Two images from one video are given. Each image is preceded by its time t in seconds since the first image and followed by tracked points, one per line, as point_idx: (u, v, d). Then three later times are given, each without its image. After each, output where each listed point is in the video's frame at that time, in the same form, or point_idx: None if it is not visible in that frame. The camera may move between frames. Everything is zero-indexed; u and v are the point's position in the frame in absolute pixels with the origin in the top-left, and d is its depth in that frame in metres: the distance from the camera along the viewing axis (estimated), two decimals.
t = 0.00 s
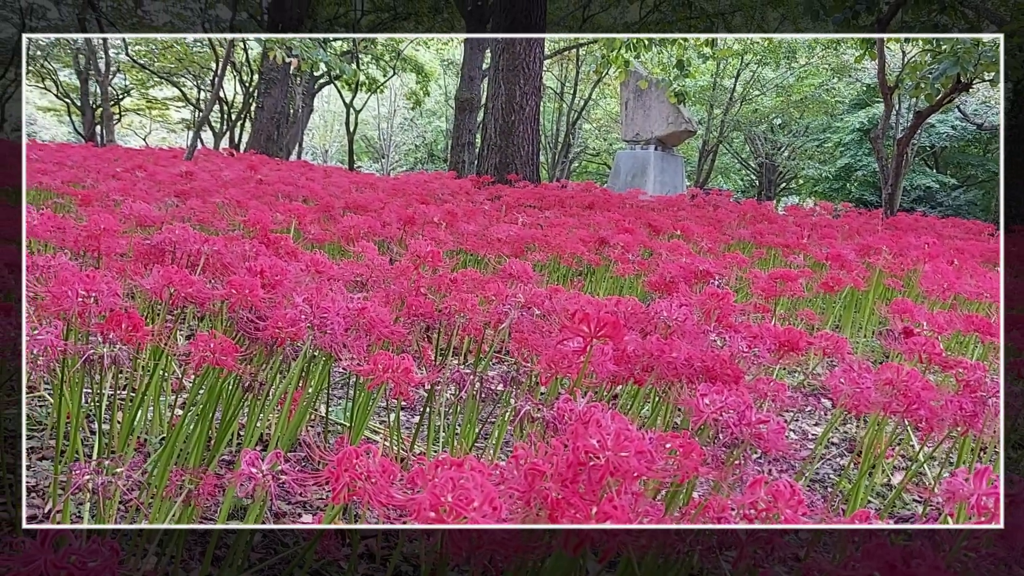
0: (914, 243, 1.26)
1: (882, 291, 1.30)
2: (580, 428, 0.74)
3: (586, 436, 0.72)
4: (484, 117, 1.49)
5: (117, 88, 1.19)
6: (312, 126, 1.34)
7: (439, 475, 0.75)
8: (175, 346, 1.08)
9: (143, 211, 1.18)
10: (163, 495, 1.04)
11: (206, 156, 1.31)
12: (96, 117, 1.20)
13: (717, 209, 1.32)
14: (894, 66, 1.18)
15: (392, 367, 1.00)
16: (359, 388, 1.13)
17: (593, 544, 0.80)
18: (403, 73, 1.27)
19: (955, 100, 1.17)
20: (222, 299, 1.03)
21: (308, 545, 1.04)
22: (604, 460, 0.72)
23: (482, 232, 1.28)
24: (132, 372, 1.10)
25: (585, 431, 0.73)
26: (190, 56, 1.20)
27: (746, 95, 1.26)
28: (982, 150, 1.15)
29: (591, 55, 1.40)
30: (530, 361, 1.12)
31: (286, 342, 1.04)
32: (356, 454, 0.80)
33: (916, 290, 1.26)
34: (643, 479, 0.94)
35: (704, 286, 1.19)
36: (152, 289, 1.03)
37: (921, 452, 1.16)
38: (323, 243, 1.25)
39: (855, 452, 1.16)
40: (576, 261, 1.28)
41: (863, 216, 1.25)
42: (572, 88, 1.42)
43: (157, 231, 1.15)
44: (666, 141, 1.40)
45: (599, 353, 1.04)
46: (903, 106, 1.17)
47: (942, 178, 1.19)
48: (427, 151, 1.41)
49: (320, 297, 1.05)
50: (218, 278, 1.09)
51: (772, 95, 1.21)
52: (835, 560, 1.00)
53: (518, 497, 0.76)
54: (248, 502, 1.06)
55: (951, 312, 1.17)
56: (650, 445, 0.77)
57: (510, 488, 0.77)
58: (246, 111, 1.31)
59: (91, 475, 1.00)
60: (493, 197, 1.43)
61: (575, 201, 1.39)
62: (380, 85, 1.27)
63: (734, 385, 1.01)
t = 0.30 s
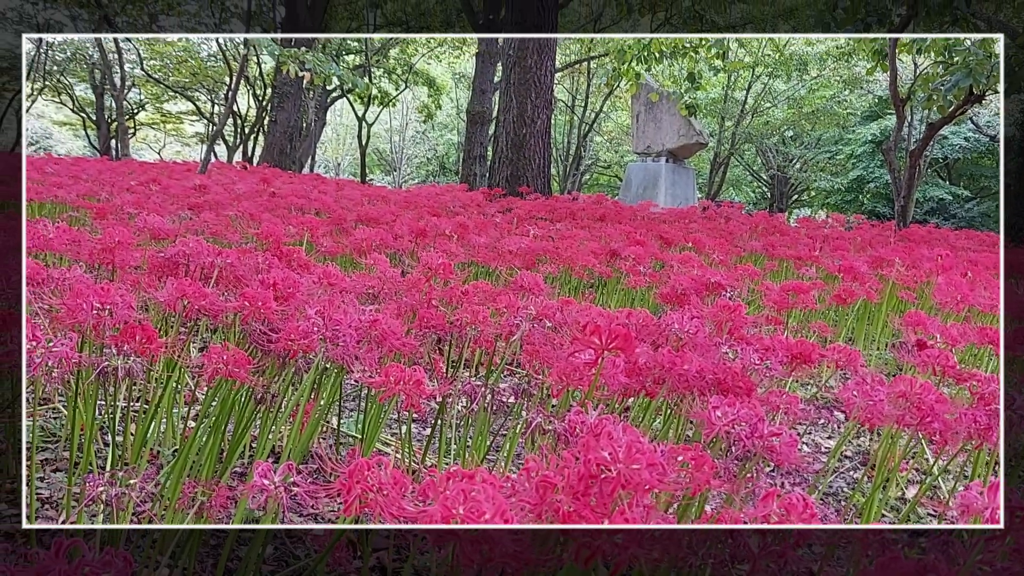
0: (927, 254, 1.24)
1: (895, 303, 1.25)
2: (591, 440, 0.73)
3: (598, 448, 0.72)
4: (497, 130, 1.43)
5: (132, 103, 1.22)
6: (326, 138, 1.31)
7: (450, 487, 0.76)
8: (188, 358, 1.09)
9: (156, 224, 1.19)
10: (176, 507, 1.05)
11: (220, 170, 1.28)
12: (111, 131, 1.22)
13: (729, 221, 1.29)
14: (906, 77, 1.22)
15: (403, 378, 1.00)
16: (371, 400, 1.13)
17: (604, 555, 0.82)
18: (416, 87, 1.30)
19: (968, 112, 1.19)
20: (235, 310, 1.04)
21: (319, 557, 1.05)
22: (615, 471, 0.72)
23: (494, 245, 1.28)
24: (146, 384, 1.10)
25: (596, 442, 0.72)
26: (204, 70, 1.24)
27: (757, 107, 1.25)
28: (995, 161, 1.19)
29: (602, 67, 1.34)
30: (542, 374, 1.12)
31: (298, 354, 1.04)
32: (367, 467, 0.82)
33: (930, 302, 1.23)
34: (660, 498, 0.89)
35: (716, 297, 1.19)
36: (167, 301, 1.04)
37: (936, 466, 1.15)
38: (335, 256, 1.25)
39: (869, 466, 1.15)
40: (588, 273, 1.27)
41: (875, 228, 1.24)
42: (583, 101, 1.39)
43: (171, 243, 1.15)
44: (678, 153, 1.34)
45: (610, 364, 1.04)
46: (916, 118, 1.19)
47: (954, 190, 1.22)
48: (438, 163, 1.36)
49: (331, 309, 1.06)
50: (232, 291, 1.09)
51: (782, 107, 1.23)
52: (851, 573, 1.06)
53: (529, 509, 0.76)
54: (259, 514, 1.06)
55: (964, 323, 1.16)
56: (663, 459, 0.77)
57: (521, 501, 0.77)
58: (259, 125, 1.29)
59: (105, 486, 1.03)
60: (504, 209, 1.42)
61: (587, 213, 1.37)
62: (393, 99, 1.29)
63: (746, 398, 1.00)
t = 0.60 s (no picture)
0: (953, 285, 1.23)
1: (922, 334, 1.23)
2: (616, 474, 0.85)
3: (621, 482, 0.83)
4: (518, 164, 1.34)
5: (161, 141, 1.24)
6: (349, 174, 1.31)
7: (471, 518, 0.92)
8: (213, 392, 1.09)
9: (183, 260, 1.23)
10: (201, 542, 1.07)
11: (245, 208, 1.28)
12: (140, 169, 1.24)
13: (753, 253, 1.26)
14: (929, 107, 1.23)
15: (426, 412, 1.03)
16: (394, 434, 1.11)
17: None
18: (439, 122, 1.31)
19: (990, 143, 1.23)
20: (260, 345, 1.04)
21: None
22: (637, 501, 0.82)
23: (516, 277, 1.30)
24: (171, 418, 1.09)
25: (620, 476, 0.83)
26: (230, 108, 1.27)
27: (779, 139, 1.28)
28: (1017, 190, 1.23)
29: (623, 100, 1.32)
30: (564, 407, 1.11)
31: (322, 388, 1.05)
32: (390, 500, 0.95)
33: (958, 333, 1.22)
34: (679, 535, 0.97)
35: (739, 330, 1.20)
36: (193, 335, 1.07)
37: (966, 499, 1.15)
38: (359, 289, 1.27)
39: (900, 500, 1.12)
40: (611, 306, 1.26)
41: (902, 258, 1.23)
42: (605, 134, 1.35)
43: (197, 279, 1.19)
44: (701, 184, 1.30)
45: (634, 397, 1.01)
46: (940, 147, 1.23)
47: (980, 220, 1.23)
48: (461, 198, 1.33)
49: (355, 343, 1.07)
50: (257, 324, 1.10)
51: (805, 138, 1.26)
52: None
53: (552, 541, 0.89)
54: (282, 548, 1.08)
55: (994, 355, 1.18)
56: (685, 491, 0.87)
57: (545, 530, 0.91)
58: (284, 160, 1.29)
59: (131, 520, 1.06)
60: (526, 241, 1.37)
61: (609, 245, 1.34)
62: (417, 134, 1.30)
63: (771, 431, 1.00)
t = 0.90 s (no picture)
0: (962, 294, 1.22)
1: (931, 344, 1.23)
2: (624, 484, 0.87)
3: (629, 492, 0.84)
4: (525, 175, 1.49)
5: (170, 153, 1.29)
6: (357, 185, 1.37)
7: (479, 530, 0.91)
8: (221, 403, 1.08)
9: (191, 271, 1.21)
10: (207, 552, 1.06)
11: (253, 218, 1.36)
12: (148, 181, 1.27)
13: (760, 262, 1.32)
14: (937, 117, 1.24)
15: (433, 422, 1.00)
16: (400, 444, 1.12)
17: None
18: (446, 133, 1.37)
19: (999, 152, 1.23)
20: (267, 356, 1.04)
21: None
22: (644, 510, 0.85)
23: (523, 288, 1.30)
24: (179, 429, 1.10)
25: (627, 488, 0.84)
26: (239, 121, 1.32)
27: (787, 149, 1.32)
28: None
29: (630, 113, 1.50)
30: (572, 417, 1.10)
31: (329, 399, 1.03)
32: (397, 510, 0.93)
33: (966, 343, 1.18)
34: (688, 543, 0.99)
35: (747, 339, 1.18)
36: (201, 346, 1.05)
37: (977, 511, 1.15)
38: (365, 300, 1.26)
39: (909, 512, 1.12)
40: (618, 316, 1.27)
41: (909, 268, 1.25)
42: (612, 145, 1.50)
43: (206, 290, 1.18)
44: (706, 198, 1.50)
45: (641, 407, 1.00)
46: (947, 158, 1.22)
47: (987, 230, 1.25)
48: (468, 209, 1.40)
49: (362, 353, 1.05)
50: (265, 335, 1.09)
51: (811, 149, 1.28)
52: None
53: (560, 554, 0.86)
54: (289, 560, 1.06)
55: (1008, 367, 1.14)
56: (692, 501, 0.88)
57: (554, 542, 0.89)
58: (292, 171, 1.40)
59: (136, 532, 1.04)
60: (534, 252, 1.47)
61: (616, 256, 1.42)
62: (423, 145, 1.34)
63: (779, 441, 0.98)
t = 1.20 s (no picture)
0: (968, 297, 1.24)
1: (936, 347, 1.22)
2: (628, 488, 0.85)
3: (633, 496, 0.83)
4: (529, 179, 1.48)
5: (175, 159, 1.28)
6: (361, 190, 1.41)
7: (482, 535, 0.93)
8: (225, 407, 1.07)
9: (198, 276, 1.22)
10: (214, 556, 1.08)
11: (258, 223, 1.33)
12: (153, 187, 1.27)
13: (765, 265, 1.30)
14: (942, 120, 1.25)
15: (438, 426, 1.00)
16: (405, 448, 1.11)
17: None
18: (450, 138, 1.41)
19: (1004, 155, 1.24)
20: (272, 360, 1.04)
21: None
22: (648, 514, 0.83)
23: (527, 291, 1.30)
24: (184, 434, 1.09)
25: (631, 489, 0.84)
26: (243, 126, 1.32)
27: (791, 153, 1.32)
28: None
29: (634, 116, 1.48)
30: (576, 421, 1.09)
31: (333, 403, 1.02)
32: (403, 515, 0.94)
33: (972, 346, 1.20)
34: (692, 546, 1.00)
35: (752, 343, 1.18)
36: (206, 350, 1.05)
37: (984, 514, 1.14)
38: (370, 304, 1.27)
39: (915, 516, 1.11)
40: (622, 320, 1.26)
41: (915, 271, 1.25)
42: (615, 149, 1.48)
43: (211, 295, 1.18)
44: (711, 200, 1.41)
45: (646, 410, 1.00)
46: (953, 160, 1.23)
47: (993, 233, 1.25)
48: (472, 213, 1.40)
49: (367, 357, 1.05)
50: (269, 339, 1.09)
51: (816, 151, 1.28)
52: None
53: (564, 555, 0.91)
54: (295, 564, 1.05)
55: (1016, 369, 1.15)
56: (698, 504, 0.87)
57: (558, 545, 0.92)
58: (297, 177, 1.37)
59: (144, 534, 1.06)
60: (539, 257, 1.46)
61: (621, 259, 1.39)
62: (428, 149, 1.39)
63: (784, 445, 0.98)
